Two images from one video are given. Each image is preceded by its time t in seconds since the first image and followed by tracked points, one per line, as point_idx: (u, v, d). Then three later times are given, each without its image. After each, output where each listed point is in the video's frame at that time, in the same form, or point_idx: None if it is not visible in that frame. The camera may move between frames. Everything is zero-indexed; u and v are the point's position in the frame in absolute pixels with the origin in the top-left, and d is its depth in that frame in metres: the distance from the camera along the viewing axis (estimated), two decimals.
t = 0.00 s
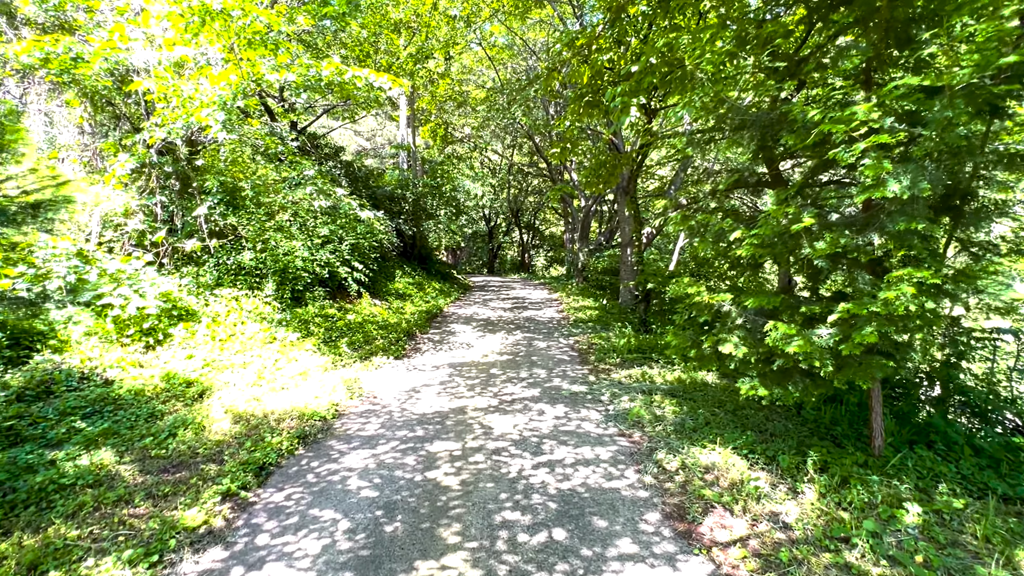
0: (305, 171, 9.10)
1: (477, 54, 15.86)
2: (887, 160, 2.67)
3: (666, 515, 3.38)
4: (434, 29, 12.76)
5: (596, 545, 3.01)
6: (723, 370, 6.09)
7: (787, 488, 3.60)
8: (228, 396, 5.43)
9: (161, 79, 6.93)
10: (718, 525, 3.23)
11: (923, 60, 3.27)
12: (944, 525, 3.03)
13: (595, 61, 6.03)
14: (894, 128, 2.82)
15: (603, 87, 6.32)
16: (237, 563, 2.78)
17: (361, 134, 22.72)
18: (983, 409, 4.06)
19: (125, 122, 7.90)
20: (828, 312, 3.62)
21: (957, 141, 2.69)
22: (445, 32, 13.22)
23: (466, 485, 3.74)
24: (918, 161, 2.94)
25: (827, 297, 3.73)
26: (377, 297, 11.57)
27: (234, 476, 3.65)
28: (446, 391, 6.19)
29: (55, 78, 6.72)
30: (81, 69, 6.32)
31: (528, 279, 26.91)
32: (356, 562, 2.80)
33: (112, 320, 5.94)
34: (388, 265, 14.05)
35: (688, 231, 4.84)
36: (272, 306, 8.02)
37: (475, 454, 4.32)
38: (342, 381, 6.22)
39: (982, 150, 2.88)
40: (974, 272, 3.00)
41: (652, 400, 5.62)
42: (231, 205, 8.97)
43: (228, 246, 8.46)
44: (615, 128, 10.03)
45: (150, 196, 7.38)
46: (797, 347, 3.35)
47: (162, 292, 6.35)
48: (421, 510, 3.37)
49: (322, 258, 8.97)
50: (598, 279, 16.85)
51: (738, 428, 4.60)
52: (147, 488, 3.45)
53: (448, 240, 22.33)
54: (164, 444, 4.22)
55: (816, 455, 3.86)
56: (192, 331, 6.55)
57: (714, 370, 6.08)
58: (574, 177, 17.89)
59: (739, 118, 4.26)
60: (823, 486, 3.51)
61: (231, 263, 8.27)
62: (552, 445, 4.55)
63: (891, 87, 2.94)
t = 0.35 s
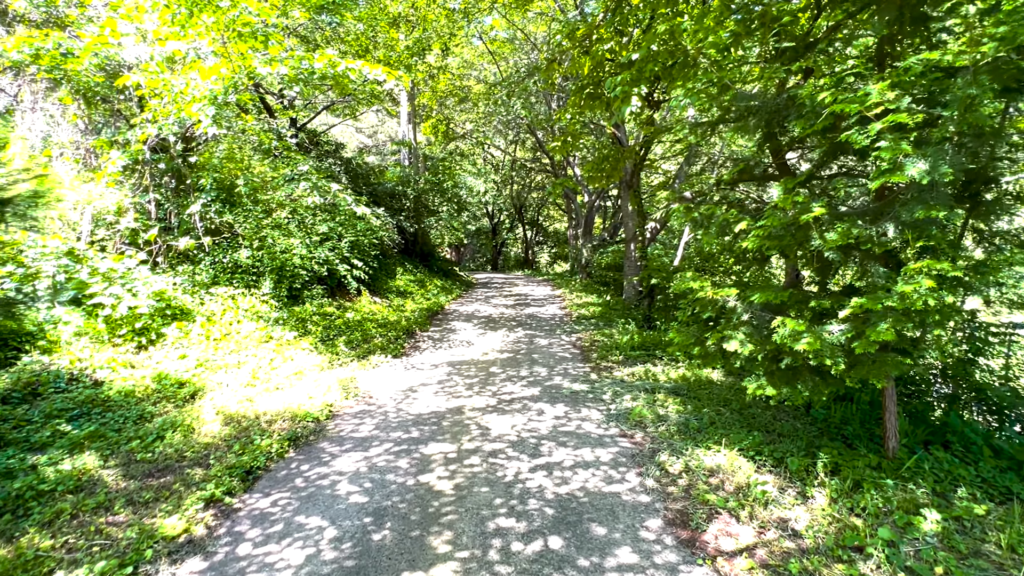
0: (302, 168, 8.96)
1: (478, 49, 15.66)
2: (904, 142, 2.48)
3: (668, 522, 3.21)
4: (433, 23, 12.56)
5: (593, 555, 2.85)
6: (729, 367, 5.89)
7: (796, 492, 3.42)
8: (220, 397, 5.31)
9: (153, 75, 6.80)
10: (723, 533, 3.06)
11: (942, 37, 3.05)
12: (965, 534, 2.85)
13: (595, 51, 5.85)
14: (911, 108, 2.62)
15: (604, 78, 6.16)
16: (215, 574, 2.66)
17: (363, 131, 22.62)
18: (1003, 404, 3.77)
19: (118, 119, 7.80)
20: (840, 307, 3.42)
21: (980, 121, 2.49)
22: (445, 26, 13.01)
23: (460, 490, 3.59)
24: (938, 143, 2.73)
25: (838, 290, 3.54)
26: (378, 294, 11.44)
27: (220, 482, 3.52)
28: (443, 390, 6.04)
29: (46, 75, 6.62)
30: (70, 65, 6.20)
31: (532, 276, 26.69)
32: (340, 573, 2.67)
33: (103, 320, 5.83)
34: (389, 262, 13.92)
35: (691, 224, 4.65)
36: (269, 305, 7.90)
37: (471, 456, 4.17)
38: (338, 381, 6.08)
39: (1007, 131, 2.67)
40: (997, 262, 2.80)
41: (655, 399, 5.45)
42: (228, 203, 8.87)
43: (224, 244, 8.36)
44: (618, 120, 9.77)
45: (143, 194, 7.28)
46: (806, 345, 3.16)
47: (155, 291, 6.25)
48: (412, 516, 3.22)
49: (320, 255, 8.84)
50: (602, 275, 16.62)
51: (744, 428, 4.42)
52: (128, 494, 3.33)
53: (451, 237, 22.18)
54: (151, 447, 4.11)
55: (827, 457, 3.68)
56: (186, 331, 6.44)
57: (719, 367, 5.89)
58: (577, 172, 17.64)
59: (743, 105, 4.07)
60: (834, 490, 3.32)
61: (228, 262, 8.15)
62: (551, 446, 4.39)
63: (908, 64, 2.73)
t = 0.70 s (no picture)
0: (290, 167, 8.77)
1: (473, 45, 15.44)
2: (906, 131, 2.27)
3: (656, 539, 3.02)
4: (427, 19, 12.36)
5: None
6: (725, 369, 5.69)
7: (791, 505, 3.23)
8: (197, 404, 5.13)
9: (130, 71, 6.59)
10: (714, 554, 2.87)
11: (948, 17, 2.83)
12: (971, 553, 2.66)
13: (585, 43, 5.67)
14: (914, 94, 2.41)
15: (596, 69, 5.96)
16: None
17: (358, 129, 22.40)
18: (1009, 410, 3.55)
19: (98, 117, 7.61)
20: (837, 308, 3.22)
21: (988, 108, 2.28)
22: (438, 22, 12.80)
23: (437, 504, 3.40)
24: (942, 133, 2.52)
25: (835, 291, 3.34)
26: (370, 295, 11.26)
27: (183, 497, 3.33)
28: (430, 395, 5.85)
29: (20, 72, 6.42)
30: (44, 61, 6.00)
31: (530, 274, 26.47)
32: None
33: (78, 324, 5.65)
34: (384, 262, 13.73)
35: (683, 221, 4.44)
36: (255, 307, 7.73)
37: (451, 467, 3.98)
38: (321, 386, 5.90)
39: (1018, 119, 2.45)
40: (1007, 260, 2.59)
41: (647, 403, 5.26)
42: (214, 203, 8.69)
43: (210, 244, 8.18)
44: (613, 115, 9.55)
45: (123, 194, 7.10)
46: (803, 351, 2.95)
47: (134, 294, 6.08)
48: (382, 535, 3.04)
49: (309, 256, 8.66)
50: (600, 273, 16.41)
51: (739, 435, 4.22)
52: (84, 512, 3.14)
53: (448, 235, 21.98)
54: (117, 459, 3.93)
55: (825, 468, 3.49)
56: (166, 335, 6.26)
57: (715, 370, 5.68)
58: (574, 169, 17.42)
59: (736, 95, 3.87)
60: (833, 505, 3.12)
61: (213, 263, 7.96)
62: (536, 455, 4.20)
63: (910, 46, 2.51)
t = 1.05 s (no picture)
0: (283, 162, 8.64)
1: (471, 38, 15.24)
2: (909, 114, 2.10)
3: (646, 548, 2.89)
4: (422, 11, 12.17)
5: None
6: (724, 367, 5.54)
7: (788, 510, 3.09)
8: (183, 404, 5.03)
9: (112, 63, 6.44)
10: (707, 563, 2.74)
11: None
12: (978, 563, 2.51)
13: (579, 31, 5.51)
14: (918, 75, 2.24)
15: (591, 59, 5.80)
16: None
17: (357, 125, 22.24)
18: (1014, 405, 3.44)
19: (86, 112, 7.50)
20: (838, 304, 3.05)
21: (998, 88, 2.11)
22: (434, 14, 12.60)
23: (420, 509, 3.28)
24: (949, 116, 2.35)
25: (835, 287, 3.17)
26: (366, 292, 11.14)
27: (158, 503, 3.23)
28: (422, 394, 5.73)
29: (5, 67, 6.33)
30: (27, 55, 5.91)
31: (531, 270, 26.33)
32: None
33: (63, 324, 5.56)
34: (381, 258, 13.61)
35: (678, 214, 4.28)
36: (247, 304, 7.61)
37: (438, 469, 3.86)
38: (310, 385, 5.79)
39: None
40: (1018, 253, 2.43)
41: (643, 402, 5.11)
42: (206, 200, 8.57)
43: (201, 242, 8.07)
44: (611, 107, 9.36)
45: (110, 191, 6.99)
46: (801, 350, 2.80)
47: (121, 293, 5.99)
48: (361, 543, 2.92)
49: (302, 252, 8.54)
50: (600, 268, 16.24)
51: (737, 435, 4.08)
52: (54, 519, 3.03)
53: (447, 231, 21.82)
54: (95, 462, 3.83)
55: (825, 471, 3.35)
56: (154, 334, 6.16)
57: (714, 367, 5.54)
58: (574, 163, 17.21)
59: (732, 82, 3.70)
60: (833, 510, 2.99)
61: (204, 260, 7.85)
62: (527, 457, 4.07)
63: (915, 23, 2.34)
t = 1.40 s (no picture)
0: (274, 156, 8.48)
1: (468, 31, 15.04)
2: (925, 89, 1.91)
3: (640, 556, 2.74)
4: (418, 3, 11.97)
5: None
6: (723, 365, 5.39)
7: (790, 516, 2.95)
8: (165, 404, 4.88)
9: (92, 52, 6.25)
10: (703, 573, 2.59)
11: None
12: (992, 575, 2.36)
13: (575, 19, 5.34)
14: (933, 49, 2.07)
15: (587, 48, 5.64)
16: None
17: (355, 120, 22.03)
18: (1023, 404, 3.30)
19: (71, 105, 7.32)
20: (842, 300, 2.89)
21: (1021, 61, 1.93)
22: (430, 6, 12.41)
23: (404, 515, 3.14)
24: (966, 94, 2.17)
25: (839, 280, 3.01)
26: (361, 288, 10.98)
27: (128, 509, 3.08)
28: (413, 393, 5.57)
29: None
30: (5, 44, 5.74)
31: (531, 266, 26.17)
32: None
33: (43, 321, 5.41)
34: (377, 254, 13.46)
35: (675, 206, 4.11)
36: (237, 301, 7.45)
37: (424, 472, 3.71)
38: (299, 383, 5.64)
39: None
40: None
41: (640, 401, 4.96)
42: (196, 194, 8.42)
43: (190, 237, 7.91)
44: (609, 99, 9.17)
45: (95, 184, 6.82)
46: (804, 348, 2.64)
47: (104, 289, 5.82)
48: (339, 551, 2.78)
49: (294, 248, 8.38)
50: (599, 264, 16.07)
51: (737, 436, 3.93)
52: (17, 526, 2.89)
53: (446, 227, 21.64)
54: (69, 465, 3.69)
55: (828, 474, 3.19)
56: (138, 331, 6.01)
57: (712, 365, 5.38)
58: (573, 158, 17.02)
59: (732, 66, 3.51)
60: (837, 517, 2.83)
61: (193, 256, 7.68)
62: (517, 459, 3.92)
63: None
